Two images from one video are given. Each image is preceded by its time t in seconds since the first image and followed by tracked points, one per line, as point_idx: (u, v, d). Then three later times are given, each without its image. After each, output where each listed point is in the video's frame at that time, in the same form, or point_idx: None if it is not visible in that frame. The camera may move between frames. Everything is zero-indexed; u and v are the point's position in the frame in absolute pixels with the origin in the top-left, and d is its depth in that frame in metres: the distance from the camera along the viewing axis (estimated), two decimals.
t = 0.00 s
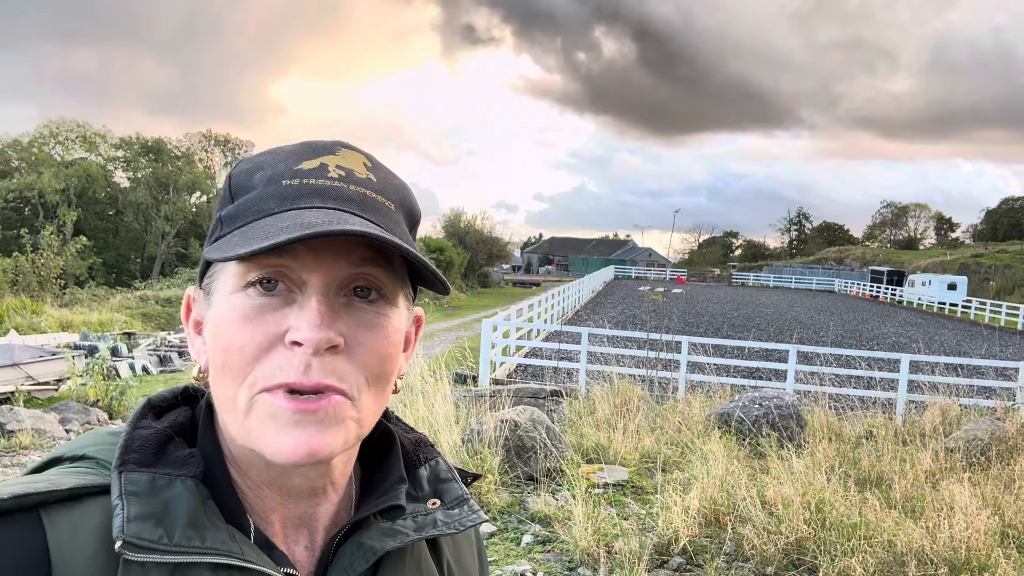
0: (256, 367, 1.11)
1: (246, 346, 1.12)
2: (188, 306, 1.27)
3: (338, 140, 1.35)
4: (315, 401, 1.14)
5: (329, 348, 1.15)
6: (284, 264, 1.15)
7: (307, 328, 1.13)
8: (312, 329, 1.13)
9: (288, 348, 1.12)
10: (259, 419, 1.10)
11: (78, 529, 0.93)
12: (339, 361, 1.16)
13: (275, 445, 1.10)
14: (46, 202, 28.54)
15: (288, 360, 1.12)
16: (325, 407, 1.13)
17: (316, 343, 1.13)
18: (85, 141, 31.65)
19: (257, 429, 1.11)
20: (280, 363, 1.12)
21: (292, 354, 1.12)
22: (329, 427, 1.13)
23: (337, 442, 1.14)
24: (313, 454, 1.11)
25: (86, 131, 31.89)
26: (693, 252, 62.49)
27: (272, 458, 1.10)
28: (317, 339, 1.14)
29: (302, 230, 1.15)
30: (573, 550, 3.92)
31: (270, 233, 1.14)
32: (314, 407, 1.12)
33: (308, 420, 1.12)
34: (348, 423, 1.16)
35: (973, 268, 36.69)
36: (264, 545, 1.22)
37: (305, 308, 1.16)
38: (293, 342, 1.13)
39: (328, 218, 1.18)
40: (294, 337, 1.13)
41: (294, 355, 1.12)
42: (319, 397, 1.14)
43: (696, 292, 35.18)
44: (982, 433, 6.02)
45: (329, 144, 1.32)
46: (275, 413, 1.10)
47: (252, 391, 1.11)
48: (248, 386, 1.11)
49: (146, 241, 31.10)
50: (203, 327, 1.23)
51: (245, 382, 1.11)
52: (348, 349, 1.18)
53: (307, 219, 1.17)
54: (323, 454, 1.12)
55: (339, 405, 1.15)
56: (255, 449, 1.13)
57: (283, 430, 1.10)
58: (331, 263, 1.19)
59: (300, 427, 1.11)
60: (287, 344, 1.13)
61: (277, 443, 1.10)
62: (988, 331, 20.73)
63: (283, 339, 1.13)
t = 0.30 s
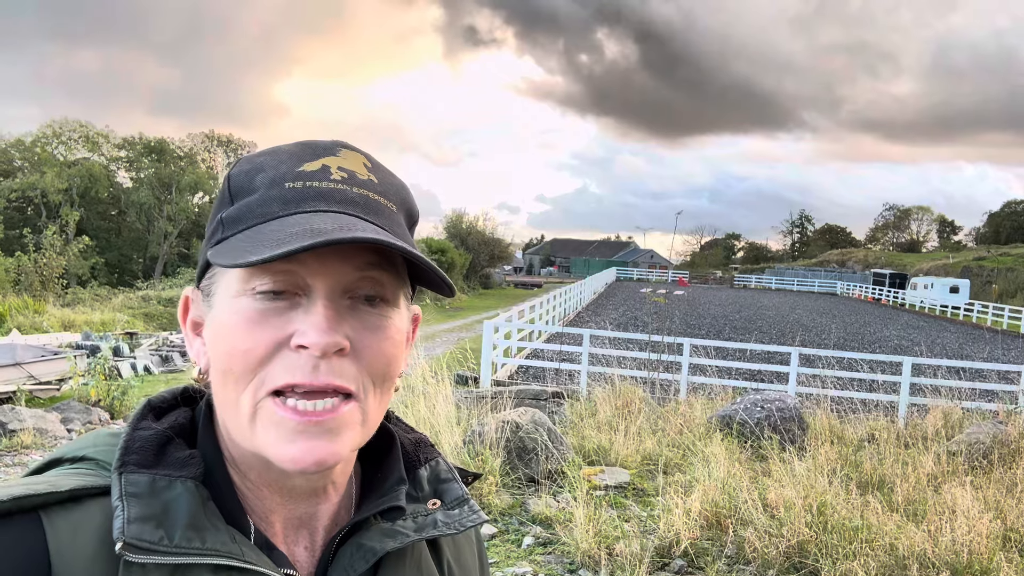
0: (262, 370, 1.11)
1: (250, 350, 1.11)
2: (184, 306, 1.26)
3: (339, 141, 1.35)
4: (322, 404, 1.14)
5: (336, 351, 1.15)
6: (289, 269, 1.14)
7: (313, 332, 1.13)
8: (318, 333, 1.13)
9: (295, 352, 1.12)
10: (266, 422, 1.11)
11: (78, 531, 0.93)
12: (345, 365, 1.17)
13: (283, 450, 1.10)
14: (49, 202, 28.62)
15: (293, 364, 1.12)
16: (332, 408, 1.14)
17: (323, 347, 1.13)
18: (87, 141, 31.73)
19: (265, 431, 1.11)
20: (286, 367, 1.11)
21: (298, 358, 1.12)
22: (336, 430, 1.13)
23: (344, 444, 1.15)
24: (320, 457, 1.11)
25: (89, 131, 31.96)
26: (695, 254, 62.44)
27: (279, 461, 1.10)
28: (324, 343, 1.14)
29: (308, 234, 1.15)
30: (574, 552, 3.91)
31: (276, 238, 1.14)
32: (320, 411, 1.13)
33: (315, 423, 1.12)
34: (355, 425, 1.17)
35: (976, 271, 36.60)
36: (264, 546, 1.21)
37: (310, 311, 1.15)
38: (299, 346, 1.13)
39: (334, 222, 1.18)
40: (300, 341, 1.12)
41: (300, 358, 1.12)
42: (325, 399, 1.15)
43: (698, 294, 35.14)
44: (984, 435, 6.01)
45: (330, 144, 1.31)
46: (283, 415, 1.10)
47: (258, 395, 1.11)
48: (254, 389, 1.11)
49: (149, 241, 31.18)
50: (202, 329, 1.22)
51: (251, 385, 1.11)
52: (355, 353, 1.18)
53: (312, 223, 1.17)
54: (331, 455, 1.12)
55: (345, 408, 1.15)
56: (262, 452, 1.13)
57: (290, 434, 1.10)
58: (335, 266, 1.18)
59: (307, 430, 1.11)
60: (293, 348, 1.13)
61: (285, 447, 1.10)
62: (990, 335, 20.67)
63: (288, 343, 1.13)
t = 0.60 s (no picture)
0: (276, 373, 1.09)
1: (264, 354, 1.09)
2: (178, 307, 1.24)
3: (338, 140, 1.33)
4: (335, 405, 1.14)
5: (350, 354, 1.15)
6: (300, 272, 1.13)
7: (328, 336, 1.12)
8: (332, 337, 1.12)
9: (308, 357, 1.11)
10: (280, 426, 1.09)
11: (73, 529, 0.92)
12: (358, 366, 1.16)
13: (298, 453, 1.09)
14: (52, 201, 28.72)
15: (307, 368, 1.11)
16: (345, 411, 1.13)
17: (338, 350, 1.12)
18: (91, 140, 31.82)
19: (281, 436, 1.10)
20: (302, 370, 1.10)
21: (313, 361, 1.11)
22: (348, 433, 1.13)
23: (357, 444, 1.15)
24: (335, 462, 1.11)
25: (92, 131, 32.06)
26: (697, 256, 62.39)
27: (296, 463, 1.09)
28: (340, 346, 1.13)
29: (319, 238, 1.14)
30: (575, 554, 3.89)
31: (288, 244, 1.13)
32: (337, 413, 1.12)
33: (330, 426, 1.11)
34: (367, 426, 1.17)
35: (979, 274, 36.48)
36: (261, 545, 1.20)
37: (323, 316, 1.15)
38: (313, 350, 1.11)
39: (346, 226, 1.19)
40: (315, 345, 1.11)
41: (315, 362, 1.11)
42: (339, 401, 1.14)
43: (700, 296, 35.11)
44: (986, 439, 5.98)
45: (330, 144, 1.30)
46: (297, 418, 1.09)
47: (272, 399, 1.10)
48: (267, 391, 1.09)
49: (152, 241, 31.25)
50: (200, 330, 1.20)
51: (265, 390, 1.09)
52: (367, 355, 1.18)
53: (324, 228, 1.17)
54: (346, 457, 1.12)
55: (359, 409, 1.15)
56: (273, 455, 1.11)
57: (306, 437, 1.09)
58: (345, 269, 1.17)
59: (323, 434, 1.10)
60: (306, 352, 1.11)
61: (301, 450, 1.09)
62: (993, 338, 20.61)
63: (302, 346, 1.12)
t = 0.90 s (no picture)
0: (286, 378, 1.09)
1: (272, 360, 1.08)
2: (170, 310, 1.23)
3: (335, 141, 1.32)
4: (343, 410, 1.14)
5: (357, 358, 1.15)
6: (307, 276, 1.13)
7: (337, 340, 1.13)
8: (341, 341, 1.13)
9: (316, 361, 1.11)
10: (289, 431, 1.09)
11: (71, 528, 0.92)
12: (365, 370, 1.16)
13: (308, 456, 1.09)
14: (55, 198, 28.78)
15: (316, 373, 1.11)
16: (353, 413, 1.14)
17: (348, 354, 1.13)
18: (94, 138, 31.88)
19: (290, 440, 1.10)
20: (311, 376, 1.10)
21: (321, 366, 1.11)
22: (356, 434, 1.14)
23: (365, 445, 1.16)
24: (344, 463, 1.11)
25: (95, 129, 32.10)
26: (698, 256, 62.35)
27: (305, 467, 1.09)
28: (348, 350, 1.13)
29: (332, 247, 1.15)
30: (576, 554, 3.89)
31: (295, 251, 1.13)
32: (346, 418, 1.13)
33: (339, 428, 1.12)
34: (373, 429, 1.18)
35: (981, 276, 36.42)
36: (260, 544, 1.20)
37: (329, 320, 1.15)
38: (322, 355, 1.12)
39: (353, 232, 1.20)
40: (323, 350, 1.11)
41: (323, 367, 1.11)
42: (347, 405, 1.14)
43: (701, 296, 35.09)
44: (987, 442, 5.97)
45: (328, 145, 1.29)
46: (307, 425, 1.09)
47: (281, 404, 1.09)
48: (277, 396, 1.08)
49: (154, 239, 31.29)
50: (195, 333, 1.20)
51: (275, 396, 1.09)
52: (373, 358, 1.19)
53: (332, 234, 1.18)
54: (355, 458, 1.13)
55: (364, 414, 1.16)
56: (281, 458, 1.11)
57: (316, 441, 1.10)
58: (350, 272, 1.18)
59: (334, 435, 1.11)
60: (314, 356, 1.11)
61: (311, 455, 1.09)
62: (994, 340, 20.60)
63: (311, 352, 1.11)
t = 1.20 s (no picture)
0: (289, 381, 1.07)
1: (275, 363, 1.07)
2: (169, 314, 1.22)
3: (333, 141, 1.31)
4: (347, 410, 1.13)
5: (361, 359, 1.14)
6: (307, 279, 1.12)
7: (340, 343, 1.11)
8: (344, 343, 1.11)
9: (320, 363, 1.10)
10: (292, 434, 1.07)
11: (74, 530, 0.91)
12: (368, 371, 1.15)
13: (314, 458, 1.08)
14: (59, 194, 28.88)
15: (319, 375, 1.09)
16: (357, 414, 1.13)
17: (350, 356, 1.11)
18: (98, 135, 31.95)
19: (295, 442, 1.08)
20: (313, 379, 1.09)
21: (325, 369, 1.10)
22: (361, 435, 1.12)
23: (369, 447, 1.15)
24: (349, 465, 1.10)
25: (99, 125, 32.15)
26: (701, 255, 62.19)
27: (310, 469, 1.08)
28: (351, 353, 1.11)
29: (332, 249, 1.14)
30: (578, 553, 3.88)
31: (296, 255, 1.11)
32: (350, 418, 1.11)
33: (345, 430, 1.10)
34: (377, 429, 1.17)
35: (985, 275, 36.25)
36: (264, 545, 1.19)
37: (331, 321, 1.13)
38: (325, 357, 1.10)
39: (354, 234, 1.18)
40: (326, 352, 1.10)
41: (327, 369, 1.10)
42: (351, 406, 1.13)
43: (704, 295, 35.02)
44: (992, 442, 5.93)
45: (326, 146, 1.27)
46: (311, 429, 1.07)
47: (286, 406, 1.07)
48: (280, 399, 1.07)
49: (157, 235, 31.35)
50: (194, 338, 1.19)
51: (279, 399, 1.07)
52: (375, 358, 1.17)
53: (330, 237, 1.16)
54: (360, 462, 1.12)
55: (369, 415, 1.14)
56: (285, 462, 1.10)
57: (323, 443, 1.08)
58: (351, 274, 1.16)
59: (340, 438, 1.10)
60: (317, 358, 1.10)
61: (316, 459, 1.08)
62: (999, 340, 20.50)
63: (313, 353, 1.10)
